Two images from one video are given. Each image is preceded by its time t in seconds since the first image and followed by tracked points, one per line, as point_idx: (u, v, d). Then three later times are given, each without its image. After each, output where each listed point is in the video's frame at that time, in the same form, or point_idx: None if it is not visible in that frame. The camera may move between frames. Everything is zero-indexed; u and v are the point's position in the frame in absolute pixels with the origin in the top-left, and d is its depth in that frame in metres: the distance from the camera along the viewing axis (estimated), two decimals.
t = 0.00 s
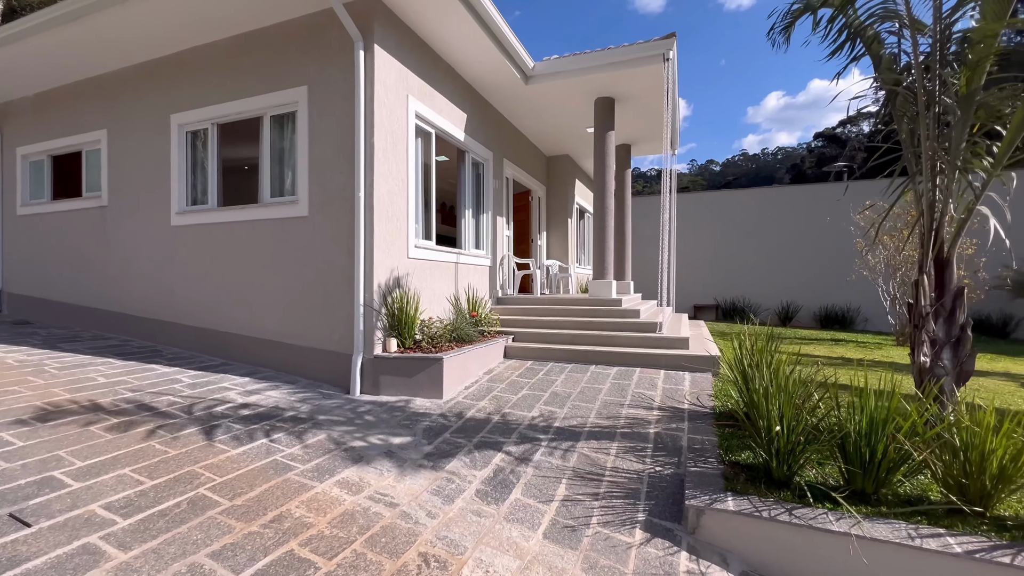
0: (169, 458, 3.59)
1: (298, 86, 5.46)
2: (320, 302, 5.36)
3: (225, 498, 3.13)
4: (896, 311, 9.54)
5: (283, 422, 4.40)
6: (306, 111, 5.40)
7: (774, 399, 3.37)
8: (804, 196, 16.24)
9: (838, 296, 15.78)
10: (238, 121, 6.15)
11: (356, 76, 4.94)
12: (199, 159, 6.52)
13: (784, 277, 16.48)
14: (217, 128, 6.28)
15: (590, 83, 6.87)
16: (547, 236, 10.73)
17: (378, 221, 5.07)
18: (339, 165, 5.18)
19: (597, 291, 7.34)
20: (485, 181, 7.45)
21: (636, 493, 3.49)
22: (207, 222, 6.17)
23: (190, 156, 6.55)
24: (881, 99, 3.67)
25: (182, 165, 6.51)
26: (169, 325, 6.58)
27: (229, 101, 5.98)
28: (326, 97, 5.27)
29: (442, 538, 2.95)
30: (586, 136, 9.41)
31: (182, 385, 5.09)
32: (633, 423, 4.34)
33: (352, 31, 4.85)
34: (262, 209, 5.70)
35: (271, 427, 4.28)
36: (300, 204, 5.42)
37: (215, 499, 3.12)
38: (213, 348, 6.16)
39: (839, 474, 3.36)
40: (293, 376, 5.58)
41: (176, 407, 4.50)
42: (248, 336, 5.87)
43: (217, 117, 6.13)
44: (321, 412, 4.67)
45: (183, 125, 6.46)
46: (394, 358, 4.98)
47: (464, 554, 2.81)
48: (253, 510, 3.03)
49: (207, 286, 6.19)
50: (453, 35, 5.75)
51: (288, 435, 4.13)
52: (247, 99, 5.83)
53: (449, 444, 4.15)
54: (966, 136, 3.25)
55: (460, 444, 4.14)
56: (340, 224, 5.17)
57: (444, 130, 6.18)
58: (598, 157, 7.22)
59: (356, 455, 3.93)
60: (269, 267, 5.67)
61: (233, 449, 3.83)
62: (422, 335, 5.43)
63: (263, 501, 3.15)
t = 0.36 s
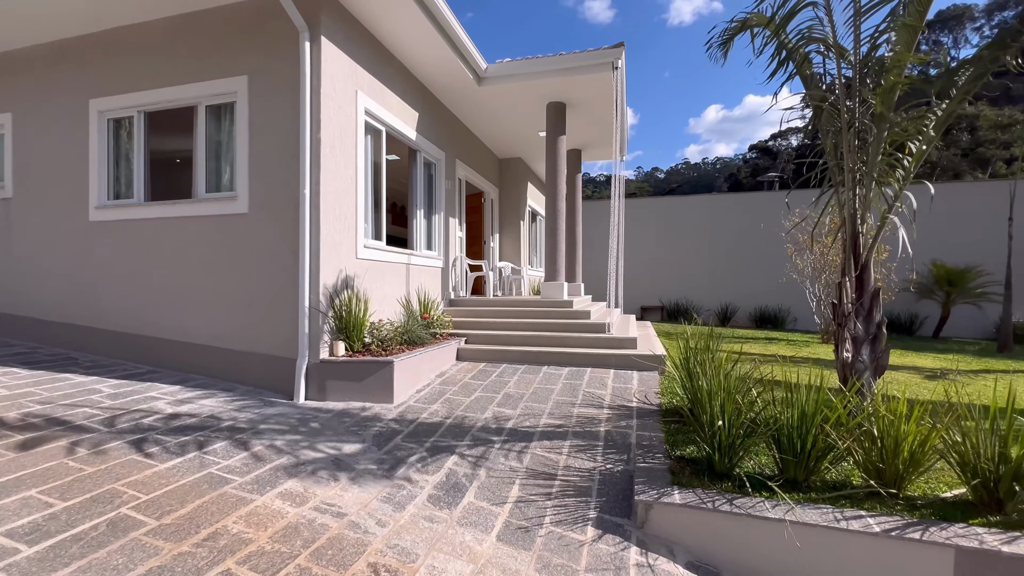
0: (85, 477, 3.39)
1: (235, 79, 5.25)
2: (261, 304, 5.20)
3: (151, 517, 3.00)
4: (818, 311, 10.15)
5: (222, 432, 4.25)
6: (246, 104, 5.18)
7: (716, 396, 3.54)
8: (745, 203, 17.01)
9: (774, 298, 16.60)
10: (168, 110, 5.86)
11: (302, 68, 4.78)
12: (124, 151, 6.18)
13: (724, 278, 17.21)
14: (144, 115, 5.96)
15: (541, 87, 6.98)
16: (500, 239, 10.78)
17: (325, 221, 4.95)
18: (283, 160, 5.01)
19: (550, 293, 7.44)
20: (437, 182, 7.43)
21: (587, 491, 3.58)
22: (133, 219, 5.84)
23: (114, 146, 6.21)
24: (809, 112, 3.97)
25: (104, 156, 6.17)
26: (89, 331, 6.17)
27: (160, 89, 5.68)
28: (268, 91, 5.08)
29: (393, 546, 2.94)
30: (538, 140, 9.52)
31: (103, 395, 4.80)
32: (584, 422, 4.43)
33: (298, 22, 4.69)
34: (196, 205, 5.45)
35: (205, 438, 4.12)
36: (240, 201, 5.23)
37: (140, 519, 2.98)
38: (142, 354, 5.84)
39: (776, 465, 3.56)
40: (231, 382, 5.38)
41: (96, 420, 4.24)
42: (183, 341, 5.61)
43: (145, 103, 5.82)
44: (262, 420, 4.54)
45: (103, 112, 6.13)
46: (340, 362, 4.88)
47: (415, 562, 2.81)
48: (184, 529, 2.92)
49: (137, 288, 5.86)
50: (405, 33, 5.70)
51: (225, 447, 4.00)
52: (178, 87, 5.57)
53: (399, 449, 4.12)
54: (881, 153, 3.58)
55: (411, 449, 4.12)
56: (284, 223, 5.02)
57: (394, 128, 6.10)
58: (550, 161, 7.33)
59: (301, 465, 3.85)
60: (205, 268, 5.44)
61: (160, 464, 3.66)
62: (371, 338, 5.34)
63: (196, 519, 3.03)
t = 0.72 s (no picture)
0: (3, 497, 3.10)
1: (180, 68, 4.95)
2: (205, 307, 4.93)
3: (80, 538, 2.78)
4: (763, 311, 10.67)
5: (160, 444, 4.00)
6: (190, 94, 4.90)
7: (672, 394, 3.68)
8: (693, 211, 17.74)
9: (723, 299, 17.43)
10: (101, 99, 5.45)
11: (253, 60, 4.57)
12: (49, 140, 5.68)
13: (677, 281, 17.85)
14: (72, 103, 5.51)
15: (502, 91, 7.02)
16: (460, 240, 10.70)
17: (277, 220, 4.75)
18: (231, 156, 4.77)
19: (510, 295, 7.46)
20: (396, 183, 7.29)
21: (549, 491, 3.63)
22: (59, 214, 5.38)
23: (37, 135, 5.70)
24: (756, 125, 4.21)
25: (24, 145, 5.65)
26: (6, 336, 5.63)
27: (91, 75, 5.28)
28: (214, 82, 4.82)
29: (350, 556, 2.87)
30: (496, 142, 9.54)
31: (23, 407, 4.39)
32: (546, 423, 4.47)
33: (249, 11, 4.48)
34: (134, 200, 5.09)
35: (144, 450, 3.86)
36: (183, 197, 4.93)
37: (67, 541, 2.76)
38: (68, 361, 5.39)
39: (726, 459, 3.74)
40: (172, 390, 5.07)
41: (16, 434, 3.89)
42: (117, 346, 5.23)
43: (73, 90, 5.39)
44: (207, 429, 4.30)
45: (24, 97, 5.61)
46: (294, 367, 4.70)
47: (374, 572, 2.75)
48: (119, 549, 2.73)
49: (62, 289, 5.40)
50: (363, 29, 5.55)
51: (166, 459, 3.77)
52: (113, 74, 5.19)
53: (357, 456, 4.02)
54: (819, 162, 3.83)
55: (370, 455, 4.03)
56: (231, 222, 4.78)
57: (352, 125, 5.93)
58: (510, 164, 7.36)
59: (250, 475, 3.68)
60: (142, 268, 5.09)
61: (91, 480, 3.40)
62: (327, 342, 5.15)
63: (133, 537, 2.84)
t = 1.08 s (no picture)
0: None
1: (119, 56, 4.62)
2: (144, 311, 4.62)
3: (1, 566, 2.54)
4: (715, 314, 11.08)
5: (93, 459, 3.70)
6: (130, 84, 4.59)
7: (632, 394, 3.79)
8: (649, 217, 18.22)
9: (678, 303, 17.98)
10: (25, 85, 5.01)
11: (202, 51, 4.34)
12: None
13: (634, 285, 18.26)
14: None
15: (465, 93, 6.96)
16: (421, 243, 10.52)
17: (227, 219, 4.51)
18: (175, 152, 4.51)
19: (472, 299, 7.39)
20: (355, 184, 7.04)
21: (514, 495, 3.64)
22: None
23: None
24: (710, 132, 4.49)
25: None
26: None
27: (14, 59, 4.84)
28: (157, 72, 4.54)
29: (309, 570, 2.76)
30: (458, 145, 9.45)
31: None
32: (510, 426, 4.47)
33: None
34: (64, 195, 4.70)
35: (75, 466, 3.57)
36: (122, 193, 4.61)
37: None
38: None
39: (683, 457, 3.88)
40: (107, 400, 4.71)
41: None
42: (42, 353, 4.81)
43: None
44: (147, 441, 4.02)
45: None
46: (246, 374, 4.48)
47: None
48: None
49: None
50: (319, 23, 5.37)
51: (100, 475, 3.50)
52: (40, 59, 4.78)
53: (314, 465, 3.88)
54: (768, 172, 4.06)
55: (328, 464, 3.90)
56: (175, 220, 4.51)
57: (309, 123, 5.72)
58: (473, 168, 7.29)
59: (196, 489, 3.47)
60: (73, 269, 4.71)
61: (13, 501, 3.11)
62: (281, 347, 4.93)
63: (63, 562, 2.62)
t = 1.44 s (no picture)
0: None
1: (50, 42, 4.29)
2: (79, 316, 4.29)
3: None
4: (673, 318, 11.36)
5: (19, 478, 3.40)
6: (65, 72, 4.26)
7: (596, 397, 3.85)
8: (612, 224, 18.53)
9: (637, 308, 18.37)
10: None
11: (149, 40, 4.09)
12: None
13: (596, 290, 18.54)
14: None
15: (430, 96, 6.87)
16: (383, 247, 10.28)
17: (174, 218, 4.25)
18: (116, 146, 4.23)
19: (435, 303, 7.28)
20: (314, 185, 6.81)
21: (480, 500, 3.61)
22: None
23: None
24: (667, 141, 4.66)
25: None
26: None
27: None
28: (98, 61, 4.25)
29: None
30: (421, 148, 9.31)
31: None
32: (475, 431, 4.43)
33: None
34: None
35: None
36: (55, 189, 4.28)
37: None
38: None
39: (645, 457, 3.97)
40: (37, 413, 4.35)
41: None
42: None
43: None
44: (82, 457, 3.74)
45: None
46: (196, 383, 4.26)
47: None
48: None
49: None
50: (276, 18, 5.17)
51: (28, 495, 3.21)
52: None
53: (270, 477, 3.72)
54: (721, 182, 4.25)
55: (285, 476, 3.75)
56: (115, 220, 4.23)
57: (266, 120, 5.50)
58: (437, 172, 7.20)
59: (139, 506, 3.25)
60: None
61: None
62: (234, 354, 4.70)
63: None
